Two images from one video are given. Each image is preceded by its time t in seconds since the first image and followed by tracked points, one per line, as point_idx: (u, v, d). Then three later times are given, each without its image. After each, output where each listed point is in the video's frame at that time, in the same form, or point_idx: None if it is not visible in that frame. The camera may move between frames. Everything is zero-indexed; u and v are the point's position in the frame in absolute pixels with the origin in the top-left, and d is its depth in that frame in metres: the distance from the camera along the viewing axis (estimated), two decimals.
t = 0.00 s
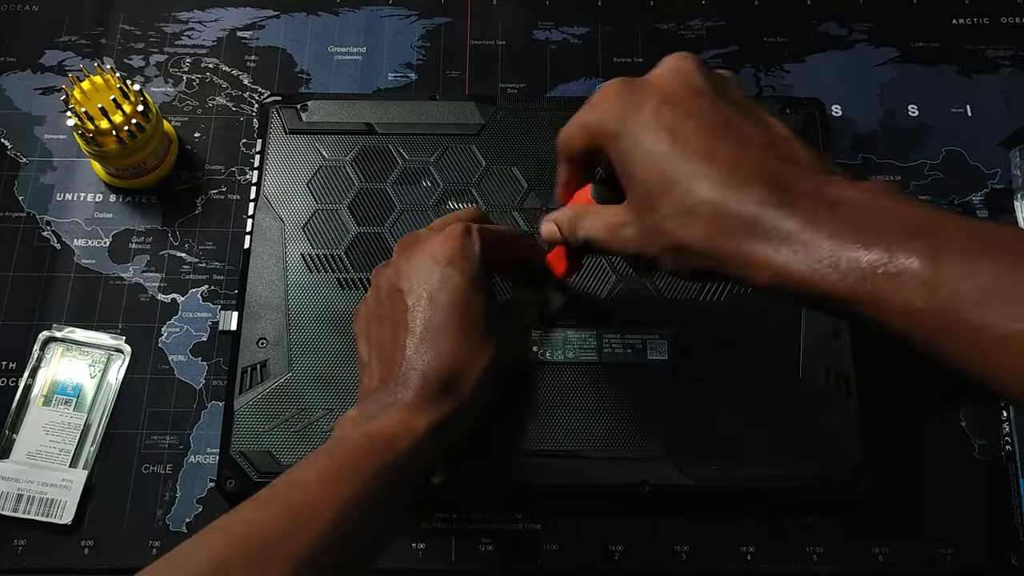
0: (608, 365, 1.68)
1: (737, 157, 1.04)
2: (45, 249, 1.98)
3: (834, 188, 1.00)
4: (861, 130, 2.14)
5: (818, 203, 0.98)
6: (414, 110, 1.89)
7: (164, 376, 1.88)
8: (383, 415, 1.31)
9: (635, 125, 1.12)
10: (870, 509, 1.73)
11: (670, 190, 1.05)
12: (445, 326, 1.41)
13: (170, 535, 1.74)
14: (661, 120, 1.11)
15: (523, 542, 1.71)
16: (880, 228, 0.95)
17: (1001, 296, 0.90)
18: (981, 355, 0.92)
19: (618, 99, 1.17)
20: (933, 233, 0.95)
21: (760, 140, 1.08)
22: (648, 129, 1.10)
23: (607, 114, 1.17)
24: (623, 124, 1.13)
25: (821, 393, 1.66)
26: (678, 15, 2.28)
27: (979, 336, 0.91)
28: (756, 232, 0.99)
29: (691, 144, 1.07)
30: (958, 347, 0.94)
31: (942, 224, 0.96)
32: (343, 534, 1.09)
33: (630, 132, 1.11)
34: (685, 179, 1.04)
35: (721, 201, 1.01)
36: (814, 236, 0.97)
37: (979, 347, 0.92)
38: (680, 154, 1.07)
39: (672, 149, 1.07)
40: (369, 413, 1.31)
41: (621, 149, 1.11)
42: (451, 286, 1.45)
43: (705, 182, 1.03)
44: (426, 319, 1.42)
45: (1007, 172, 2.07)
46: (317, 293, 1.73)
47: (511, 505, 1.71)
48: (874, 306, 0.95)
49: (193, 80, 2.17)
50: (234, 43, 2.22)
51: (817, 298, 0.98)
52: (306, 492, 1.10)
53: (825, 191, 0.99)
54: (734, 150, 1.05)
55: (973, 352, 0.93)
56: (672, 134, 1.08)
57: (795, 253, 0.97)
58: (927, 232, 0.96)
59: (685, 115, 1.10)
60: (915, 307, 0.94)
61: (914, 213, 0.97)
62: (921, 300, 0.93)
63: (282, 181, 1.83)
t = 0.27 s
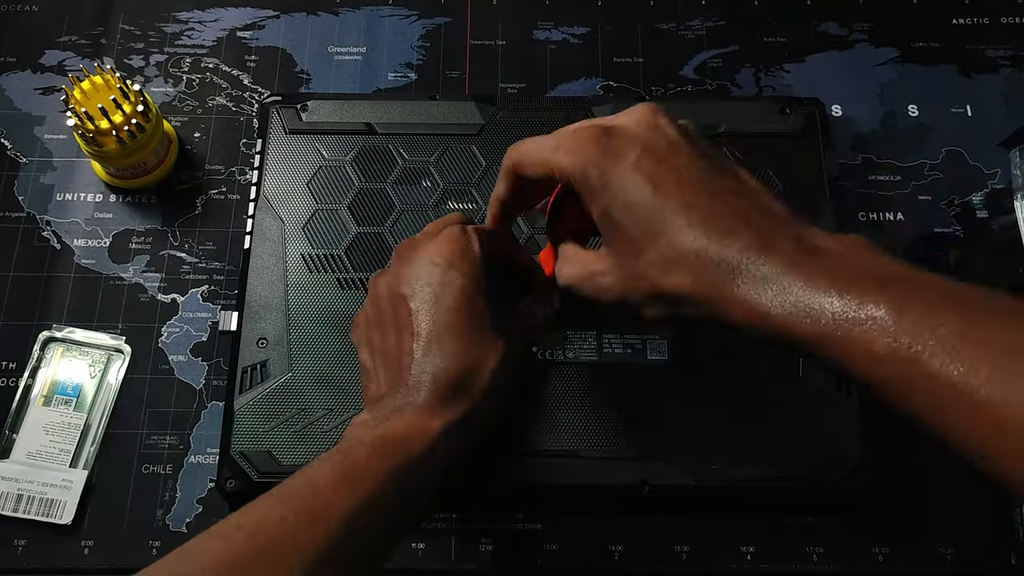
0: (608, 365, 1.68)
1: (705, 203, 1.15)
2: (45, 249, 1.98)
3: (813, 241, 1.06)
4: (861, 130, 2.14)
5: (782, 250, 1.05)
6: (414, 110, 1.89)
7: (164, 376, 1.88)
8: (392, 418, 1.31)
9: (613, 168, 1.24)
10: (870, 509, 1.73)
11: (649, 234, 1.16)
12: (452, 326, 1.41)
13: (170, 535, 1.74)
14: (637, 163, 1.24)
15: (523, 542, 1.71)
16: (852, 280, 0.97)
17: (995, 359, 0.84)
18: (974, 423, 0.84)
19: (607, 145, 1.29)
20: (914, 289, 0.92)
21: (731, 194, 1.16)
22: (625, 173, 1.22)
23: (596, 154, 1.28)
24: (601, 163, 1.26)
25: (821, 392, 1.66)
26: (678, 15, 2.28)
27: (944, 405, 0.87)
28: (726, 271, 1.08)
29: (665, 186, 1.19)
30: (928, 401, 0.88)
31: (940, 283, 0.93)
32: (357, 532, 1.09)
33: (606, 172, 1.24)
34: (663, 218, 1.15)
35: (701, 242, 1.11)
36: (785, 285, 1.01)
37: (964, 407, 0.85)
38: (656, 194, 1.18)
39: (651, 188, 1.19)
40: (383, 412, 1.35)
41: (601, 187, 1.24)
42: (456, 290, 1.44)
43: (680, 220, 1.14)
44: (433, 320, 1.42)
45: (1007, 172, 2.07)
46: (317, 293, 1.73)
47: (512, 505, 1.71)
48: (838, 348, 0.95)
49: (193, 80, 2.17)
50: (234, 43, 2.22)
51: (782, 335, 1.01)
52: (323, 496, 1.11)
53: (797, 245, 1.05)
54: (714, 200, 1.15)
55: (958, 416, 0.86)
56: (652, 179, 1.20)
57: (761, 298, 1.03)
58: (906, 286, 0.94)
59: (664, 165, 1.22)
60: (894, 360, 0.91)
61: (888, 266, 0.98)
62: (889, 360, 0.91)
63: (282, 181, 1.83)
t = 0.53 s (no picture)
0: (608, 365, 1.67)
1: (690, 176, 1.18)
2: (45, 249, 1.98)
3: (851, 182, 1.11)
4: (861, 129, 2.14)
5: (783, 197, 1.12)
6: (414, 110, 1.89)
7: (164, 376, 1.88)
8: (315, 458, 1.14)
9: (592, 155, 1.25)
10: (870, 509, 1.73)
11: (638, 212, 1.16)
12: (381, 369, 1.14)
13: (170, 535, 1.74)
14: (610, 149, 1.24)
15: (523, 542, 1.71)
16: (859, 194, 1.08)
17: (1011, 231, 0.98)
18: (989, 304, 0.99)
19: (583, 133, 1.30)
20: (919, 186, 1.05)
21: (712, 159, 1.21)
22: (602, 158, 1.23)
23: (572, 143, 1.28)
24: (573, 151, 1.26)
25: (821, 393, 1.66)
26: (678, 15, 2.28)
27: (960, 293, 1.00)
28: (729, 232, 1.12)
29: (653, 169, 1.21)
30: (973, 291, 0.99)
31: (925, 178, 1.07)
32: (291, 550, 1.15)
33: (586, 160, 1.23)
34: (650, 193, 1.17)
35: (691, 210, 1.14)
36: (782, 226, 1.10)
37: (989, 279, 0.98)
38: (643, 178, 1.19)
39: (636, 174, 1.20)
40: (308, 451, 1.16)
41: (581, 174, 1.23)
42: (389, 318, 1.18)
43: (674, 197, 1.16)
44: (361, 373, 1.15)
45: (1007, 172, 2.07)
46: (317, 293, 1.73)
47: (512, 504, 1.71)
48: (855, 265, 1.06)
49: (193, 80, 2.17)
50: (234, 43, 2.22)
51: (810, 268, 1.09)
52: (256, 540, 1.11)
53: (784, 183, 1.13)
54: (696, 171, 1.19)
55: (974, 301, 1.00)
56: (635, 165, 1.21)
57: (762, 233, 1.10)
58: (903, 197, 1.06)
59: (638, 148, 1.25)
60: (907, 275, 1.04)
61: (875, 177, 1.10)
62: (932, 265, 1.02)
63: (282, 181, 1.83)
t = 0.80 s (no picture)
0: (608, 365, 1.67)
1: (672, 172, 1.17)
2: (45, 249, 1.98)
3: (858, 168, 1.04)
4: (861, 129, 2.14)
5: (762, 187, 1.09)
6: (414, 110, 1.89)
7: (164, 376, 1.88)
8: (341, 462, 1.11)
9: (575, 159, 1.27)
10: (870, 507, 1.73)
11: (620, 208, 1.17)
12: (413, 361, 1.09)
13: (170, 535, 1.74)
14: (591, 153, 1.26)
15: (523, 542, 1.70)
16: (844, 183, 1.02)
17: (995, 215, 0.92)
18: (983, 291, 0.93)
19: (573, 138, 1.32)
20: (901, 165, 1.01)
21: (689, 151, 1.20)
22: (586, 161, 1.25)
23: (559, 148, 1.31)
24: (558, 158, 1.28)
25: (821, 393, 1.66)
26: (678, 15, 2.28)
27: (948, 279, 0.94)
28: (714, 226, 1.10)
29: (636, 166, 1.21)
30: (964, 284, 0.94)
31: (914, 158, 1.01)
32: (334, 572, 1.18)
33: (571, 163, 1.26)
34: (633, 191, 1.17)
35: (680, 205, 1.13)
36: (768, 212, 1.07)
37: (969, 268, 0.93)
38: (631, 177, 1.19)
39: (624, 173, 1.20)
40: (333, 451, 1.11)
41: (567, 176, 1.25)
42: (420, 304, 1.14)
43: (669, 191, 1.14)
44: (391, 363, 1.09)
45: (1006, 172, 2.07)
46: (317, 293, 1.73)
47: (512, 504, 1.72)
48: (840, 257, 1.01)
49: (193, 80, 2.17)
50: (234, 43, 2.22)
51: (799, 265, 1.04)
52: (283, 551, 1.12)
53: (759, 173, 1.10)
54: (677, 166, 1.18)
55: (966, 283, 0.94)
56: (622, 165, 1.21)
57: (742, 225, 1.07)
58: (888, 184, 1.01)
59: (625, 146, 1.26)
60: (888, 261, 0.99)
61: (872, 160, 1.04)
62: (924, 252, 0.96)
63: (282, 181, 1.83)
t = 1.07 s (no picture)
0: (608, 365, 1.67)
1: (729, 188, 1.24)
2: (45, 249, 1.98)
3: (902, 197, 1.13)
4: (861, 129, 2.14)
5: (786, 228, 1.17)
6: (414, 110, 1.89)
7: (164, 377, 1.88)
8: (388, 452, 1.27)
9: (616, 170, 1.33)
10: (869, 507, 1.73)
11: (673, 225, 1.23)
12: (448, 353, 1.35)
13: (170, 535, 1.73)
14: (653, 157, 1.31)
15: (524, 543, 1.70)
16: (859, 214, 1.13)
17: None
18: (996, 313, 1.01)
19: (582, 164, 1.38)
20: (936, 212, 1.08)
21: (737, 174, 1.26)
22: (641, 164, 1.31)
23: (594, 158, 1.37)
24: (612, 161, 1.34)
25: (821, 393, 1.66)
26: (678, 15, 2.28)
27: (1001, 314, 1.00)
28: (765, 248, 1.17)
29: (661, 180, 1.28)
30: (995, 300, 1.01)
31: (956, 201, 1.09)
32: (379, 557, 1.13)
33: (622, 165, 1.32)
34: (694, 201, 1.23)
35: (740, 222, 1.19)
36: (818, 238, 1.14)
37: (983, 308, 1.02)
38: (667, 195, 1.26)
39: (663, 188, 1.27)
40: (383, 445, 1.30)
41: (614, 179, 1.32)
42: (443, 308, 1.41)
43: (709, 208, 1.22)
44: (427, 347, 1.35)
45: (1006, 172, 2.07)
46: (317, 293, 1.73)
47: (512, 504, 1.71)
48: (887, 282, 1.07)
49: (193, 80, 2.17)
50: (234, 43, 2.22)
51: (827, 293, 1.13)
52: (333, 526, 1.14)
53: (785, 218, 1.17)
54: (738, 184, 1.24)
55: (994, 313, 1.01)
56: (682, 186, 1.26)
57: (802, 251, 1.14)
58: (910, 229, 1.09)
59: (666, 156, 1.31)
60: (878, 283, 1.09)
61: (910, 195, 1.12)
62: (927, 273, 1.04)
63: (282, 181, 1.83)
